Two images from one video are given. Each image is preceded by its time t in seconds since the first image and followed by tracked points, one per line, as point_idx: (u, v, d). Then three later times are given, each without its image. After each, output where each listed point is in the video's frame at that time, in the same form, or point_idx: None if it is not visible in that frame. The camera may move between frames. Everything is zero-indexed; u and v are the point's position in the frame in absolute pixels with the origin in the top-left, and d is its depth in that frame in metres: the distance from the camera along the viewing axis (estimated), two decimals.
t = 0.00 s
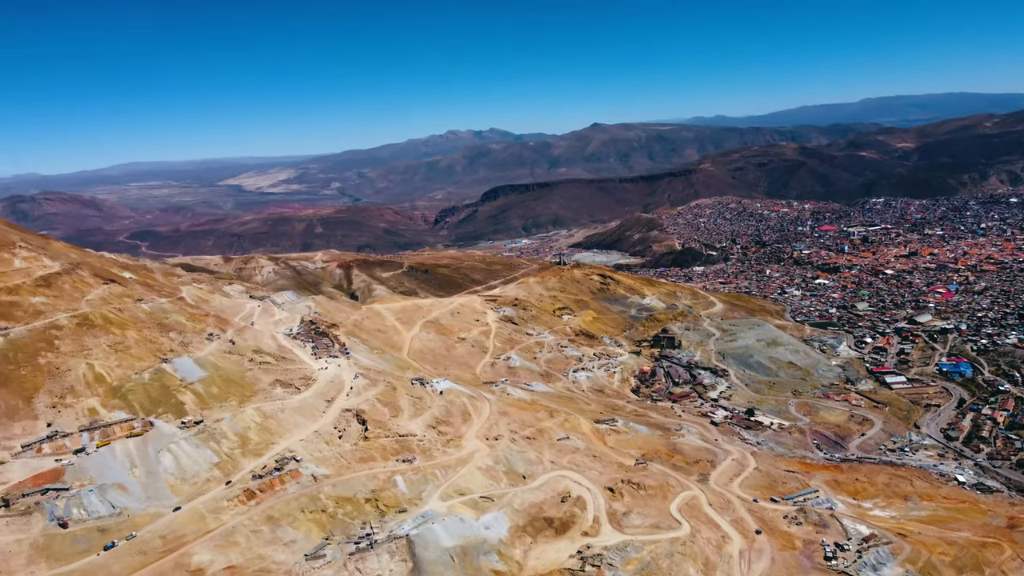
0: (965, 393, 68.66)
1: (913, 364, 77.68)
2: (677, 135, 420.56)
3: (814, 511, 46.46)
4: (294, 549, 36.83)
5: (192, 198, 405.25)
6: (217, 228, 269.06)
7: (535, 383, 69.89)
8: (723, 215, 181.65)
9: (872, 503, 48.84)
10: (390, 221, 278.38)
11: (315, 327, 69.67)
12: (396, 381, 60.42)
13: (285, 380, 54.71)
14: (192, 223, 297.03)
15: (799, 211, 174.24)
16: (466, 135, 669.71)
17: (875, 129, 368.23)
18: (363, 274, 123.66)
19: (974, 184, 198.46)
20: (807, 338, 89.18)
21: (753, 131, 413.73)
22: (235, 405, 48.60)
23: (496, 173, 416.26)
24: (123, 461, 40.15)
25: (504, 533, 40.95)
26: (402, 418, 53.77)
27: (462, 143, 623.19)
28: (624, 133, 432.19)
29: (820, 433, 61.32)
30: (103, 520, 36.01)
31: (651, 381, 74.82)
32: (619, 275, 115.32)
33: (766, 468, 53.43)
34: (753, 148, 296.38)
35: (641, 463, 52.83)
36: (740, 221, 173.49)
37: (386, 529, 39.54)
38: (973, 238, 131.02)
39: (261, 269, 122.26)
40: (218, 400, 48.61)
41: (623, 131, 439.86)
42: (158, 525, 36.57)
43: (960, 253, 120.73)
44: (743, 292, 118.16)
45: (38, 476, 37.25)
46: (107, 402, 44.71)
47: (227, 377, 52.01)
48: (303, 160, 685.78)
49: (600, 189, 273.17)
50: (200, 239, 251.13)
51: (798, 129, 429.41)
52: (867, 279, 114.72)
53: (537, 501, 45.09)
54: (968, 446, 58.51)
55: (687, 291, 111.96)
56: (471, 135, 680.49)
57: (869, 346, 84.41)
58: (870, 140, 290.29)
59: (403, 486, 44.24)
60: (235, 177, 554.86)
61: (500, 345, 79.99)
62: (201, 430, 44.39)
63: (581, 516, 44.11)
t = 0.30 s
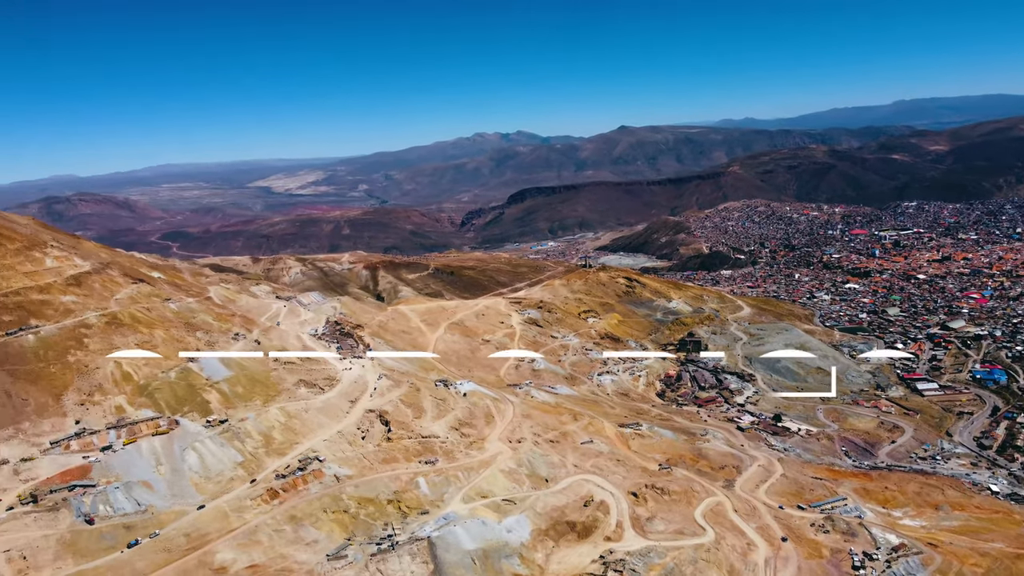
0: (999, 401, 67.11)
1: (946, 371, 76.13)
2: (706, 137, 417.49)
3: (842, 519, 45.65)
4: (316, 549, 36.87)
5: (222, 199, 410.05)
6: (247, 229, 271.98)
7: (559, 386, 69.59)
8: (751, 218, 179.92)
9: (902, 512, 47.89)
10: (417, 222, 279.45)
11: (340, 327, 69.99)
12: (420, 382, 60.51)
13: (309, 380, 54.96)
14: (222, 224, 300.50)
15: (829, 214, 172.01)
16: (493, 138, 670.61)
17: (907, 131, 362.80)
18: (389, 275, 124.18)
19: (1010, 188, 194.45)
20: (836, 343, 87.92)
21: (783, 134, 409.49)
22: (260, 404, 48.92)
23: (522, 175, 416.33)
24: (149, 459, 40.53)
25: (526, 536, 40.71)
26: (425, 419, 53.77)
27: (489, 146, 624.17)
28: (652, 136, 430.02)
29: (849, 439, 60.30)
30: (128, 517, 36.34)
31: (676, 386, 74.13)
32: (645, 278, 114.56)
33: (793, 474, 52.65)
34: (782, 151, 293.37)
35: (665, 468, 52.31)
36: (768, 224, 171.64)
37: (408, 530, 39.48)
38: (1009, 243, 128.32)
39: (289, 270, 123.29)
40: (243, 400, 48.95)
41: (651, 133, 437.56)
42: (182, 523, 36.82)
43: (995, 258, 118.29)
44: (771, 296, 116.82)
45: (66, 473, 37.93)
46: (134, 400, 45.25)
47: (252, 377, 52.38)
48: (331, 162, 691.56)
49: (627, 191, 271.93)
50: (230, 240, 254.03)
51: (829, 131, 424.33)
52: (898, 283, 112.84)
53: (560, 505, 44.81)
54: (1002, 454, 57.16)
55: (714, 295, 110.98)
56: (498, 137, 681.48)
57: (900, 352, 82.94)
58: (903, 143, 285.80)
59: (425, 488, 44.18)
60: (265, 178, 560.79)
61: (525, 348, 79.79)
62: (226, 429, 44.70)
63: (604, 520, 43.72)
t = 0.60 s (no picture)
0: None
1: (980, 378, 74.49)
2: (735, 140, 413.81)
3: (872, 528, 44.76)
4: (338, 549, 36.90)
5: (252, 200, 414.35)
6: (276, 230, 274.54)
7: (584, 389, 69.18)
8: (781, 221, 177.84)
9: (933, 522, 46.86)
10: (444, 224, 280.17)
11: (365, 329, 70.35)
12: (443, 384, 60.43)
13: (333, 380, 55.18)
14: (252, 225, 303.54)
15: (860, 218, 169.48)
16: (521, 140, 671.12)
17: (942, 134, 356.73)
18: (415, 277, 124.54)
19: None
20: (867, 348, 86.49)
21: (814, 137, 404.84)
22: (285, 404, 49.19)
23: (550, 178, 415.69)
24: (175, 457, 40.90)
25: (548, 540, 40.43)
26: (449, 421, 53.71)
27: (517, 148, 624.28)
28: (680, 138, 427.12)
29: (879, 447, 59.18)
30: (152, 514, 36.64)
31: (703, 390, 73.34)
32: (672, 281, 113.55)
33: (821, 481, 51.79)
34: (813, 154, 289.70)
35: (690, 473, 51.73)
36: (798, 228, 169.55)
37: (430, 532, 39.39)
38: None
39: (316, 271, 124.14)
40: (268, 399, 49.26)
41: (679, 135, 434.68)
42: (205, 521, 37.06)
43: None
44: (801, 300, 115.37)
45: (93, 470, 38.46)
46: (161, 398, 45.76)
47: (277, 376, 52.72)
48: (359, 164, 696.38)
49: (655, 194, 270.32)
50: (259, 242, 256.56)
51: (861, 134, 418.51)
52: (931, 289, 110.81)
53: (583, 509, 44.47)
54: None
55: (742, 299, 109.71)
56: (526, 140, 681.02)
57: (933, 359, 81.34)
58: (938, 146, 280.85)
59: (448, 490, 44.06)
60: (295, 180, 566.86)
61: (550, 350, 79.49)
62: (250, 428, 44.98)
63: (627, 525, 43.29)
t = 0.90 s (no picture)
0: None
1: (1016, 385, 72.70)
2: (765, 142, 409.74)
3: (902, 538, 43.83)
4: (361, 550, 36.88)
5: (282, 202, 418.34)
6: (304, 231, 277.01)
7: (609, 393, 68.70)
8: (811, 225, 175.54)
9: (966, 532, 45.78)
10: (471, 227, 280.69)
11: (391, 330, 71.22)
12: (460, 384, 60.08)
13: (358, 381, 55.36)
14: (282, 227, 306.61)
15: (893, 222, 166.70)
16: (549, 143, 670.58)
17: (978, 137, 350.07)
18: (442, 279, 124.77)
19: None
20: (899, 354, 84.92)
21: (846, 139, 399.57)
22: (310, 405, 49.44)
23: (577, 180, 414.78)
24: (200, 456, 41.20)
25: (571, 544, 40.08)
26: (472, 423, 53.64)
27: (545, 150, 623.92)
28: (709, 140, 423.83)
29: (910, 455, 57.97)
30: (177, 512, 36.90)
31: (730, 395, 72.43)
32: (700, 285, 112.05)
33: (850, 489, 50.84)
34: (845, 157, 285.73)
35: (716, 478, 51.11)
36: (829, 232, 167.27)
37: (452, 534, 39.27)
38: None
39: (344, 272, 124.90)
40: (293, 399, 49.51)
41: (708, 138, 431.28)
42: (229, 520, 37.28)
43: None
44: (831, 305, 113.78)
45: (121, 467, 38.90)
46: (188, 398, 46.20)
47: (302, 377, 52.99)
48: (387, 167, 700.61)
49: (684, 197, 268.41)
50: (289, 243, 259.06)
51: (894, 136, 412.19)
52: (966, 294, 108.66)
53: (606, 513, 44.05)
54: None
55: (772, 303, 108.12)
56: (554, 143, 680.32)
57: (967, 365, 79.63)
58: (974, 149, 275.67)
59: (471, 492, 43.93)
60: (324, 182, 572.18)
61: (576, 353, 79.11)
62: (275, 428, 45.24)
63: (651, 531, 42.83)
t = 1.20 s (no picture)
0: None
1: None
2: (796, 145, 405.37)
3: (934, 548, 42.85)
4: (383, 551, 36.83)
5: (311, 204, 421.92)
6: (333, 233, 278.99)
7: (634, 397, 68.10)
8: (842, 229, 173.19)
9: (1001, 544, 44.62)
10: (498, 229, 280.90)
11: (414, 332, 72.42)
12: (460, 380, 59.52)
13: (382, 382, 55.46)
14: (311, 228, 309.18)
15: (926, 226, 163.75)
16: (576, 145, 669.86)
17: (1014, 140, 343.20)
18: (468, 281, 124.81)
19: None
20: (932, 360, 83.25)
21: (878, 142, 393.93)
22: (334, 405, 49.63)
23: (605, 183, 413.37)
24: (225, 454, 41.46)
25: (594, 549, 39.69)
26: (496, 425, 53.48)
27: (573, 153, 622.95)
28: (739, 143, 420.09)
29: (943, 463, 56.65)
30: (200, 511, 37.12)
31: (758, 401, 71.44)
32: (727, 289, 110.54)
33: (880, 498, 49.85)
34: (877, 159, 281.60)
35: (743, 485, 50.40)
36: (860, 236, 164.95)
37: (474, 537, 39.07)
38: None
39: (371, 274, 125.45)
40: (317, 400, 49.71)
41: (737, 140, 427.64)
42: (253, 519, 37.43)
43: None
44: (862, 310, 112.04)
45: (147, 465, 39.27)
46: (214, 396, 46.62)
47: (327, 377, 53.20)
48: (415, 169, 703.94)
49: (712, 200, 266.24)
50: (317, 244, 261.10)
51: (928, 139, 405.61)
52: (1002, 300, 106.39)
53: (630, 518, 43.61)
54: None
55: (801, 308, 106.62)
56: (581, 145, 679.19)
57: (1003, 372, 77.84)
58: (1010, 152, 270.38)
59: (494, 495, 43.74)
60: (353, 184, 576.19)
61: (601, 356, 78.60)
62: (299, 428, 45.44)
63: (676, 537, 42.31)
